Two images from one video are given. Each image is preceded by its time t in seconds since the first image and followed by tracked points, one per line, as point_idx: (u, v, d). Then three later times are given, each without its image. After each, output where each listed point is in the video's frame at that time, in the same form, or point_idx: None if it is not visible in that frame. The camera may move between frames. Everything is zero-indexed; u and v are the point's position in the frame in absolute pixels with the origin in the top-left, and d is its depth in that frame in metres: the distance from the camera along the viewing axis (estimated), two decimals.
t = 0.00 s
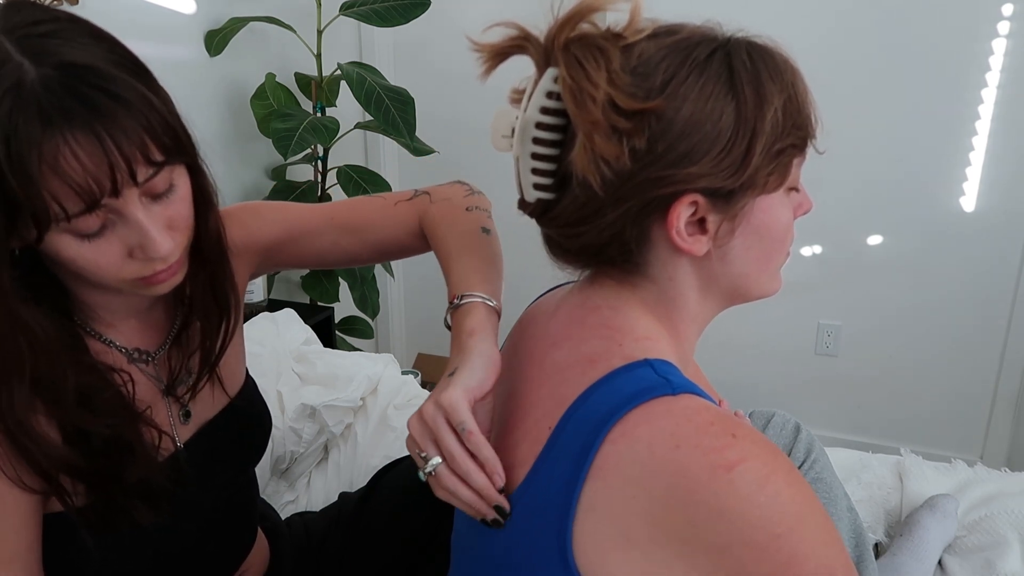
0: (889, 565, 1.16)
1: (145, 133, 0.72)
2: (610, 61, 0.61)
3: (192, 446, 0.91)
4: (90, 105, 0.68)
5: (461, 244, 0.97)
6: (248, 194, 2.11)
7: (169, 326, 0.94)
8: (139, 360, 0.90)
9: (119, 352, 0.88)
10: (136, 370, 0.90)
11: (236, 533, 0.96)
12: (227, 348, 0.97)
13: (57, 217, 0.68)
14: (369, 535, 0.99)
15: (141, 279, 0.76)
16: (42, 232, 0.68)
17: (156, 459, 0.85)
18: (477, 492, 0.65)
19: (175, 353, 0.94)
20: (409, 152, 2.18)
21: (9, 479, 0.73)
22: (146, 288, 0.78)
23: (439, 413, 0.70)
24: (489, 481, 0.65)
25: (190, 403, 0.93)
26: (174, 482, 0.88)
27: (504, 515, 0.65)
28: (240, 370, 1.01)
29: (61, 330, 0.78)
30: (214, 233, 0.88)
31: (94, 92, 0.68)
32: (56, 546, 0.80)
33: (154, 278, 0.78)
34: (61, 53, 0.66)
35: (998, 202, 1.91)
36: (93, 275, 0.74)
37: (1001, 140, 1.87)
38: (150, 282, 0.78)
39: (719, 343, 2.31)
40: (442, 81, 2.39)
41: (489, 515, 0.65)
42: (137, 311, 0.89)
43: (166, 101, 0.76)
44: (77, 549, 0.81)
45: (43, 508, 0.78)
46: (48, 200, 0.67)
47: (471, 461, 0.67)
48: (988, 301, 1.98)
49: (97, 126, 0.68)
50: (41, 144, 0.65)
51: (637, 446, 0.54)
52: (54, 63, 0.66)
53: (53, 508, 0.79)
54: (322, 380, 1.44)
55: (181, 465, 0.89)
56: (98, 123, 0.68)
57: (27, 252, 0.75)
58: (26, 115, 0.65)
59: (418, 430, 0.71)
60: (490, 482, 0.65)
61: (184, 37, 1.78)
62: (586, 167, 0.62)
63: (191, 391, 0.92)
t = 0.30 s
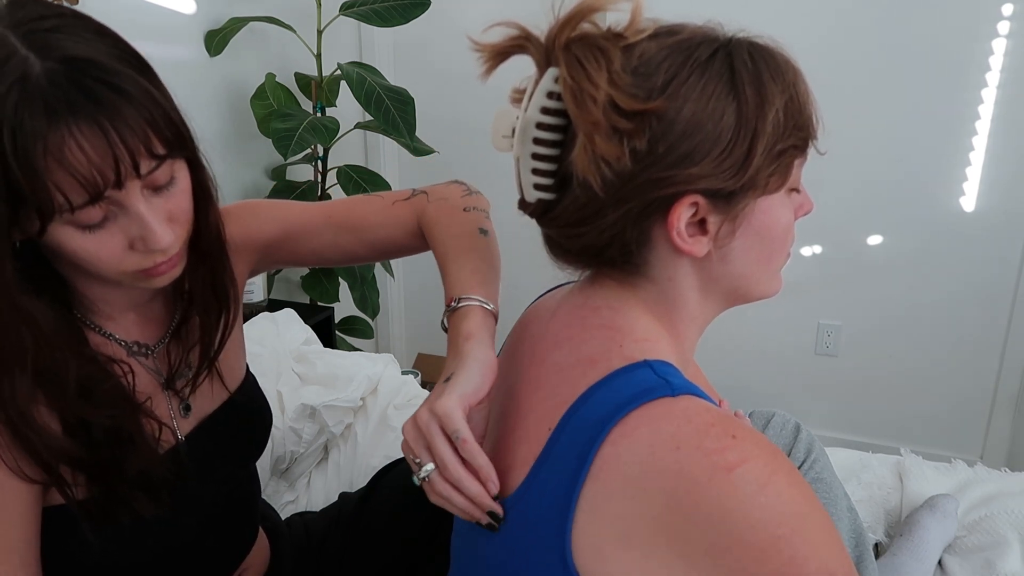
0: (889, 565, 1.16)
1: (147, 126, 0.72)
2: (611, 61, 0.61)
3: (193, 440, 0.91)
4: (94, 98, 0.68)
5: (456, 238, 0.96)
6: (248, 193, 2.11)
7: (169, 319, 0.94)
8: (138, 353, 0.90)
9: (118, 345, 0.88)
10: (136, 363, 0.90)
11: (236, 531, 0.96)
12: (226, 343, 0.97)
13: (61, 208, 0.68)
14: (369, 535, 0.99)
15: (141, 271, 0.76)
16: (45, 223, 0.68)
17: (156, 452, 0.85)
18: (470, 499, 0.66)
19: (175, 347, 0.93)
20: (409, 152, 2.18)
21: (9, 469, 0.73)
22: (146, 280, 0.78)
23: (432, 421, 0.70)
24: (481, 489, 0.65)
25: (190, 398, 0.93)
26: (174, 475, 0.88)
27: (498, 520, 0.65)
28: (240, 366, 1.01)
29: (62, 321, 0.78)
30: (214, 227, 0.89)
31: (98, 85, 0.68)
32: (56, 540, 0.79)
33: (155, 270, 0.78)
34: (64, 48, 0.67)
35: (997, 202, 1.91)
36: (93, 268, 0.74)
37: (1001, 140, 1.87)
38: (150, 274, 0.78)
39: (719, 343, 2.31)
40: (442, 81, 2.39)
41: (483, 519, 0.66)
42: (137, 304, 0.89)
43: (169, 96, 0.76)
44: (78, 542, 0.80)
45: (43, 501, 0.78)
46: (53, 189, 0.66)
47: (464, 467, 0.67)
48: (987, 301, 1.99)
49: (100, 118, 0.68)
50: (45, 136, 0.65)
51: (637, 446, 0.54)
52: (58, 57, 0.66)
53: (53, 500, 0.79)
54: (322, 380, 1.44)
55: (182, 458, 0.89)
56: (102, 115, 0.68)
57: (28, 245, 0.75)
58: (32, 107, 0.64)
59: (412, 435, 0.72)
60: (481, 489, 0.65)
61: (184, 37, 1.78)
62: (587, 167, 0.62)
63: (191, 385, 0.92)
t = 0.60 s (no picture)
0: (889, 565, 1.16)
1: (147, 124, 0.72)
2: (607, 61, 0.61)
3: (193, 440, 0.91)
4: (93, 95, 0.68)
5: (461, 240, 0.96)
6: (248, 194, 2.11)
7: (170, 320, 0.94)
8: (139, 353, 0.90)
9: (118, 345, 0.88)
10: (136, 363, 0.90)
11: (235, 532, 0.96)
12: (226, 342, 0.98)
13: (61, 206, 0.68)
14: (369, 535, 0.99)
15: (141, 269, 0.76)
16: (45, 222, 0.68)
17: (156, 452, 0.85)
18: (476, 479, 0.67)
19: (176, 347, 0.94)
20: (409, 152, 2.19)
21: (9, 468, 0.73)
22: (146, 278, 0.78)
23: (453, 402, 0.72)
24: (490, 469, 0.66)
25: (190, 398, 0.93)
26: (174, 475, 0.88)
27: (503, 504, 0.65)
28: (240, 366, 1.01)
29: (62, 319, 0.78)
30: (214, 226, 0.89)
31: (98, 82, 0.69)
32: (56, 540, 0.79)
33: (155, 269, 0.78)
34: (64, 45, 0.67)
35: (998, 202, 1.91)
36: (93, 266, 0.74)
37: (1001, 140, 1.87)
38: (150, 273, 0.78)
39: (719, 343, 2.31)
40: (442, 82, 2.39)
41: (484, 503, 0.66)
42: (138, 304, 0.89)
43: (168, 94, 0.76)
44: (77, 542, 0.80)
45: (42, 500, 0.78)
46: (53, 188, 0.67)
47: (474, 446, 0.69)
48: (988, 301, 1.98)
49: (100, 114, 0.68)
50: (44, 133, 0.65)
51: (637, 443, 0.54)
52: (58, 55, 0.66)
53: (53, 500, 0.79)
54: (322, 380, 1.45)
55: (182, 459, 0.89)
56: (101, 113, 0.68)
57: (29, 244, 0.75)
58: (32, 104, 0.65)
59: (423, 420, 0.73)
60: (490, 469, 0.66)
61: (184, 37, 1.78)
62: (584, 166, 0.62)
63: (191, 385, 0.92)
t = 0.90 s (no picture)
0: (889, 565, 1.16)
1: (144, 130, 0.72)
2: (609, 60, 0.61)
3: (192, 441, 0.90)
4: (91, 102, 0.68)
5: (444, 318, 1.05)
6: (248, 194, 2.11)
7: (167, 322, 0.94)
8: (138, 355, 0.90)
9: (117, 347, 0.88)
10: (135, 367, 0.90)
11: (235, 533, 0.96)
12: (223, 344, 0.98)
13: (59, 213, 0.68)
14: (370, 535, 0.99)
15: (139, 274, 0.76)
16: (43, 228, 0.68)
17: (155, 453, 0.85)
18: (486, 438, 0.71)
19: (173, 349, 0.93)
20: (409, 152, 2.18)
21: (9, 472, 0.72)
22: (144, 282, 0.78)
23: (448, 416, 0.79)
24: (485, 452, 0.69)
25: (189, 399, 0.93)
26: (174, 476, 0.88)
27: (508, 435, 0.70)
28: (237, 368, 1.01)
29: (61, 323, 0.78)
30: (212, 230, 0.89)
31: (95, 88, 0.68)
32: (55, 545, 0.79)
33: (153, 274, 0.78)
34: (63, 51, 0.67)
35: (997, 202, 1.91)
36: (92, 271, 0.74)
37: (1001, 140, 1.87)
38: (148, 278, 0.78)
39: (718, 344, 2.31)
40: (442, 82, 2.39)
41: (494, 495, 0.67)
42: (135, 306, 0.89)
43: (166, 98, 0.76)
44: (78, 544, 0.80)
45: (42, 503, 0.78)
46: (50, 195, 0.66)
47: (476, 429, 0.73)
48: (987, 301, 1.98)
49: (97, 121, 0.68)
50: (41, 140, 0.65)
51: (637, 445, 0.54)
52: (56, 60, 0.66)
53: (52, 504, 0.79)
54: (322, 380, 1.45)
55: (181, 458, 0.88)
56: (98, 120, 0.68)
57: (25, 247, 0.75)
58: (29, 110, 0.64)
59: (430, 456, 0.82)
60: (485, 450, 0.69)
61: (184, 37, 1.78)
62: (586, 167, 0.62)
63: (189, 387, 0.92)
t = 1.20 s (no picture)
0: (889, 566, 1.16)
1: (151, 132, 0.72)
2: (610, 61, 0.60)
3: (193, 440, 0.90)
4: (99, 104, 0.68)
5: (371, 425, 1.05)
6: (248, 194, 2.11)
7: (170, 322, 0.94)
8: (140, 354, 0.90)
9: (120, 346, 0.88)
10: (139, 367, 0.90)
11: (236, 532, 0.96)
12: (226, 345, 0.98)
13: (64, 213, 0.68)
14: (370, 536, 0.98)
15: (143, 275, 0.76)
16: (48, 228, 0.69)
17: (156, 450, 0.85)
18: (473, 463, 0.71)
19: (176, 349, 0.93)
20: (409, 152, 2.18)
21: (10, 469, 0.72)
22: (148, 282, 0.78)
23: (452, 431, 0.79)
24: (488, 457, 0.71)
25: (191, 398, 0.93)
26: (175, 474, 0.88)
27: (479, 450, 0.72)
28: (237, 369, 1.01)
29: (64, 321, 0.78)
30: (215, 231, 0.90)
31: (103, 90, 0.68)
32: (57, 542, 0.79)
33: (157, 274, 0.78)
34: (71, 52, 0.67)
35: (997, 201, 1.91)
36: (95, 271, 0.74)
37: (1001, 140, 1.87)
38: (152, 278, 0.78)
39: (719, 344, 2.31)
40: (442, 81, 2.39)
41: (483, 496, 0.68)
42: (138, 305, 0.89)
43: (172, 100, 0.76)
44: (78, 542, 0.80)
45: (44, 501, 0.78)
46: (57, 196, 0.67)
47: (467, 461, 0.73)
48: (987, 300, 1.98)
49: (105, 123, 0.68)
50: (48, 142, 0.65)
51: (636, 449, 0.54)
52: (65, 61, 0.66)
53: (54, 502, 0.79)
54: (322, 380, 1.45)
55: (183, 457, 0.88)
56: (106, 121, 0.68)
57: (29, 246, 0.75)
58: (38, 112, 0.64)
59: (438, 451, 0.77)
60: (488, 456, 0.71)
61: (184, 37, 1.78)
62: (586, 168, 0.62)
63: (191, 386, 0.92)
